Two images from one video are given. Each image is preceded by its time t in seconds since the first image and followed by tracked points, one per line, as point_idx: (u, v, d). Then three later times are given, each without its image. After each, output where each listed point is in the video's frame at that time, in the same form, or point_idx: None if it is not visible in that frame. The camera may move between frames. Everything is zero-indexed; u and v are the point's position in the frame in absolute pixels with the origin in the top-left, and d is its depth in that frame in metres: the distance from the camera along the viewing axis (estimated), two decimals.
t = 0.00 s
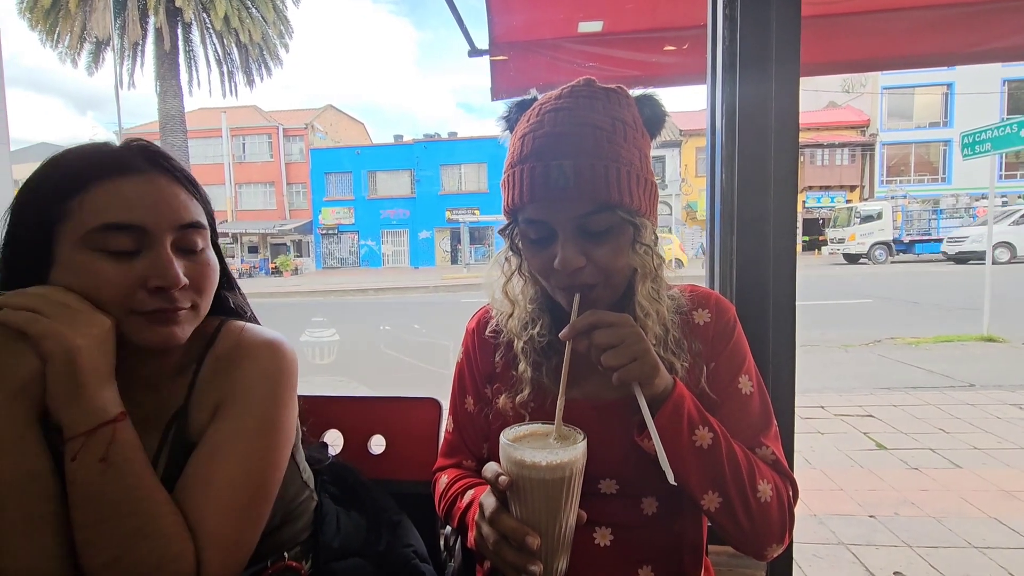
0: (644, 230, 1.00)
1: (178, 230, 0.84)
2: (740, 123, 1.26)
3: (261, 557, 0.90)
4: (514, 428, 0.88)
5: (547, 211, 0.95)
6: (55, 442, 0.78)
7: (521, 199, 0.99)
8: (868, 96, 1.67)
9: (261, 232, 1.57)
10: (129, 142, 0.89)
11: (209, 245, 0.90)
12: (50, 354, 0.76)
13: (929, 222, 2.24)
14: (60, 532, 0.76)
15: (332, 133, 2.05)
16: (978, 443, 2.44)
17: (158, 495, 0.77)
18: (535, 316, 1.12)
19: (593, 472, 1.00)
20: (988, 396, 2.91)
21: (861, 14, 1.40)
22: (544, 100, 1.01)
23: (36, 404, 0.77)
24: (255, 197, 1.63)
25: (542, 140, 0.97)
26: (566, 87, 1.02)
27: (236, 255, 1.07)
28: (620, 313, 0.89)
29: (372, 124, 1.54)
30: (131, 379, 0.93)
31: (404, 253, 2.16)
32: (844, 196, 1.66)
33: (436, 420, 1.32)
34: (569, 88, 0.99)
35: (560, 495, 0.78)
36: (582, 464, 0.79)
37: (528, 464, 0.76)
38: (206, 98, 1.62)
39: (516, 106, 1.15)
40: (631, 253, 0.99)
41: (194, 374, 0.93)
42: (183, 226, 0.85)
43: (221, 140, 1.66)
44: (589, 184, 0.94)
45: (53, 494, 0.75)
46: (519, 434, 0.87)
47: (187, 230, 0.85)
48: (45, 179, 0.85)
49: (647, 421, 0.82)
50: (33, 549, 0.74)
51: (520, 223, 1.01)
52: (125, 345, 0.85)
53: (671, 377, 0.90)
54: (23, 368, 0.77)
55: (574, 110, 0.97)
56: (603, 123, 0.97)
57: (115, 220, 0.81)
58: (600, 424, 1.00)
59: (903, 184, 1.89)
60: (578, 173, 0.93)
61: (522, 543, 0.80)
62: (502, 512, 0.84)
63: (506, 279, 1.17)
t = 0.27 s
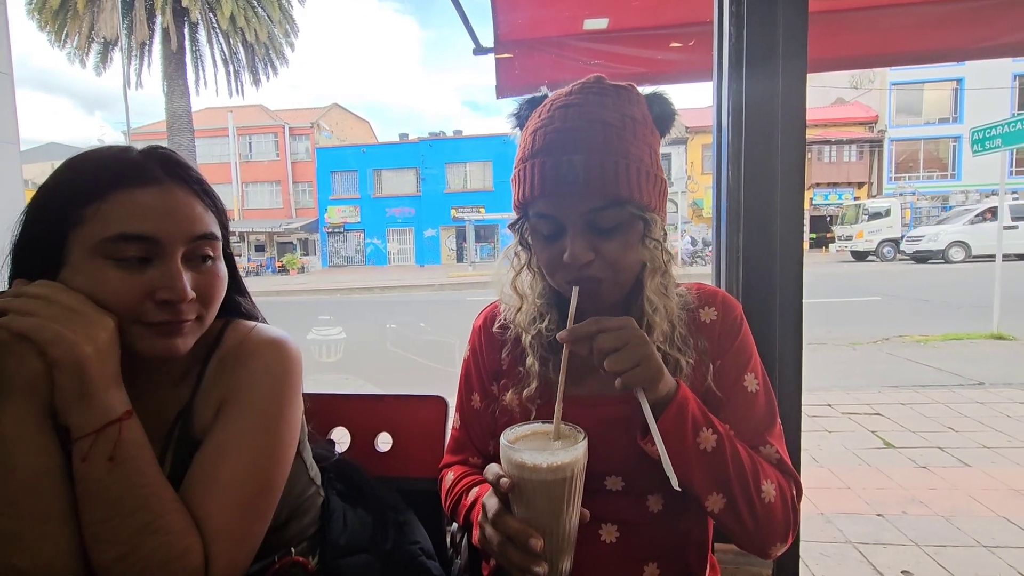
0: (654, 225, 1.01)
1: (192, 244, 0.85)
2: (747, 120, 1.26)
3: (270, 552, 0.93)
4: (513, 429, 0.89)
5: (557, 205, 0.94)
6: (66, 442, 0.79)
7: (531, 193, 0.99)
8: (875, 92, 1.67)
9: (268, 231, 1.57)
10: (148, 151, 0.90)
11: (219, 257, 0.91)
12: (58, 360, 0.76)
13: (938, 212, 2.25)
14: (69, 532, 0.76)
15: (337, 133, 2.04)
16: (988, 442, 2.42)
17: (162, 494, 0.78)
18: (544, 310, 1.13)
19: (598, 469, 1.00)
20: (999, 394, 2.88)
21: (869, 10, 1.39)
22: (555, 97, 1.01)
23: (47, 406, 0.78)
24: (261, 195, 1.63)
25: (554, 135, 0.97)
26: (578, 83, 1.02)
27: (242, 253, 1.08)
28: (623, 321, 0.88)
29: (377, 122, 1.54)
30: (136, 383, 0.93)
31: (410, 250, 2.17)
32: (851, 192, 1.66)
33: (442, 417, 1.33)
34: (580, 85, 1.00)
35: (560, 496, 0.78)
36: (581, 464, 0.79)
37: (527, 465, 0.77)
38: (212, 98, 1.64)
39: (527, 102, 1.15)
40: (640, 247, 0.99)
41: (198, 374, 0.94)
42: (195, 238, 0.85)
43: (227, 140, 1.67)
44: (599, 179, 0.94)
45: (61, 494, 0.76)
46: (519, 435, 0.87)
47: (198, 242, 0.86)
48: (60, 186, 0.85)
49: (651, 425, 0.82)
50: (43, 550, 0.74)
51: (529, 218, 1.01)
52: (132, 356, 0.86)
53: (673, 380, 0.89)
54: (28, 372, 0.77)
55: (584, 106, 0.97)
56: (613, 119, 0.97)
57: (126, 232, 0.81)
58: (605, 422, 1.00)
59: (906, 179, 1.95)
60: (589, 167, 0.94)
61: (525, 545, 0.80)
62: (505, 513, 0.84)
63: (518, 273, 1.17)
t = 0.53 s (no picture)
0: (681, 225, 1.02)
1: (208, 243, 0.86)
2: (757, 115, 1.25)
3: (282, 547, 0.94)
4: (484, 432, 0.87)
5: (583, 198, 0.95)
6: (88, 436, 0.80)
7: (558, 185, 0.98)
8: (888, 85, 1.64)
9: (277, 229, 1.59)
10: (168, 152, 0.91)
11: (235, 256, 0.92)
12: (80, 358, 0.78)
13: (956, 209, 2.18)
14: (90, 526, 0.77)
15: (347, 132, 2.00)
16: (1003, 440, 2.39)
17: (177, 487, 0.79)
18: (562, 303, 1.14)
19: (611, 465, 0.99)
20: (1014, 392, 2.85)
21: (880, 3, 1.37)
22: (580, 90, 1.01)
23: (70, 402, 0.79)
24: (270, 193, 1.64)
25: (581, 128, 0.97)
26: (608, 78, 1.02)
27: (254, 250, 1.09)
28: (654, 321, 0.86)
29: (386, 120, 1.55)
30: (151, 380, 0.95)
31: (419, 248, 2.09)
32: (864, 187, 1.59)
33: (451, 414, 1.34)
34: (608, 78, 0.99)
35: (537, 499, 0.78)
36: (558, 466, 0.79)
37: (501, 472, 0.76)
38: (221, 96, 1.67)
39: (550, 95, 1.16)
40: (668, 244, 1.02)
41: (212, 371, 0.95)
42: (211, 237, 0.86)
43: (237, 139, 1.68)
44: (628, 173, 0.94)
45: (82, 488, 0.77)
46: (493, 438, 0.86)
47: (215, 241, 0.87)
48: (84, 185, 0.87)
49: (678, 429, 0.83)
50: (65, 543, 0.76)
51: (553, 211, 1.00)
52: (148, 353, 0.88)
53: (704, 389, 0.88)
54: (49, 369, 0.78)
55: (612, 98, 0.97)
56: (642, 113, 0.97)
57: (144, 230, 0.82)
58: (615, 419, 1.00)
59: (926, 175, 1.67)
60: (620, 162, 0.94)
61: (497, 550, 0.81)
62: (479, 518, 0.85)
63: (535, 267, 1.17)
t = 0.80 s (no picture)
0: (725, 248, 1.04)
1: (221, 244, 0.88)
2: (768, 110, 1.24)
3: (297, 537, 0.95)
4: (461, 438, 0.89)
5: (628, 216, 0.92)
6: (107, 431, 0.82)
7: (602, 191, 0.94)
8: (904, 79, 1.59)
9: (289, 227, 1.60)
10: (182, 153, 0.92)
11: (247, 256, 0.94)
12: (98, 355, 0.80)
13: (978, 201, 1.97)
14: (111, 517, 0.79)
15: (358, 130, 1.89)
16: (1022, 439, 2.36)
17: (194, 480, 0.80)
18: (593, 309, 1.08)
19: (627, 461, 0.99)
20: None
21: None
22: (626, 91, 0.95)
23: (91, 396, 0.81)
24: (282, 192, 1.66)
25: (628, 141, 0.93)
26: (666, 78, 0.96)
27: (267, 248, 1.11)
28: (672, 299, 0.90)
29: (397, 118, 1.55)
30: (165, 377, 0.96)
31: (428, 245, 2.09)
32: (879, 182, 1.55)
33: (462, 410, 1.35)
34: (658, 83, 0.94)
35: (503, 511, 0.78)
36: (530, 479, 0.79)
37: (467, 478, 0.76)
38: (233, 95, 1.72)
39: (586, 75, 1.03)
40: (711, 264, 1.03)
41: (226, 368, 0.97)
42: (224, 238, 0.88)
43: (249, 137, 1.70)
44: (677, 193, 0.91)
45: (104, 481, 0.79)
46: (469, 445, 0.87)
47: (227, 242, 0.89)
48: (106, 190, 0.88)
49: (683, 398, 0.85)
50: (86, 534, 0.78)
51: (591, 222, 0.97)
52: (162, 352, 0.90)
53: (722, 373, 0.91)
54: (69, 365, 0.80)
55: (661, 109, 0.93)
56: (693, 128, 0.93)
57: (157, 231, 0.84)
58: (627, 416, 1.00)
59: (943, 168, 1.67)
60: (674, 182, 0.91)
61: (459, 562, 0.82)
62: (446, 529, 0.87)
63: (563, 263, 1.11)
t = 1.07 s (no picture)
0: (746, 258, 1.02)
1: (233, 243, 0.89)
2: (781, 104, 1.23)
3: (313, 531, 0.97)
4: (448, 457, 0.89)
5: (650, 224, 0.90)
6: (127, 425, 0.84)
7: (624, 196, 0.93)
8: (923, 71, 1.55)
9: (302, 224, 1.62)
10: (195, 153, 0.94)
11: (258, 255, 0.95)
12: (116, 352, 0.82)
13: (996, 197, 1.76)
14: (132, 509, 0.81)
15: (368, 127, 1.92)
16: None
17: (212, 473, 0.82)
18: (610, 314, 1.07)
19: (640, 461, 1.00)
20: None
21: None
22: (650, 94, 0.92)
23: (111, 392, 0.83)
24: (294, 189, 1.68)
25: (651, 147, 0.91)
26: (696, 80, 0.92)
27: (280, 245, 1.12)
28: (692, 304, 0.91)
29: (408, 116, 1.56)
30: (182, 374, 0.98)
31: (439, 242, 2.11)
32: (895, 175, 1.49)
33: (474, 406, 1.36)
34: (683, 85, 0.91)
35: (494, 533, 0.78)
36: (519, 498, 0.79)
37: (456, 501, 0.76)
38: (246, 95, 1.71)
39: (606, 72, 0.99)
40: (734, 275, 1.03)
41: (240, 366, 0.98)
42: (236, 237, 0.89)
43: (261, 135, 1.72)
44: (701, 202, 0.89)
45: (125, 474, 0.81)
46: (458, 463, 0.88)
47: (239, 241, 0.90)
48: (123, 193, 0.89)
49: (700, 404, 0.86)
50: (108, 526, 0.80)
51: (613, 229, 0.96)
52: (177, 349, 0.91)
53: (741, 382, 0.90)
54: (88, 362, 0.82)
55: (686, 113, 0.90)
56: (719, 132, 0.90)
57: (170, 232, 0.85)
58: (639, 413, 1.01)
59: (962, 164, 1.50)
60: (700, 192, 0.89)
61: None
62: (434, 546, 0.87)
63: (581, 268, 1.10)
